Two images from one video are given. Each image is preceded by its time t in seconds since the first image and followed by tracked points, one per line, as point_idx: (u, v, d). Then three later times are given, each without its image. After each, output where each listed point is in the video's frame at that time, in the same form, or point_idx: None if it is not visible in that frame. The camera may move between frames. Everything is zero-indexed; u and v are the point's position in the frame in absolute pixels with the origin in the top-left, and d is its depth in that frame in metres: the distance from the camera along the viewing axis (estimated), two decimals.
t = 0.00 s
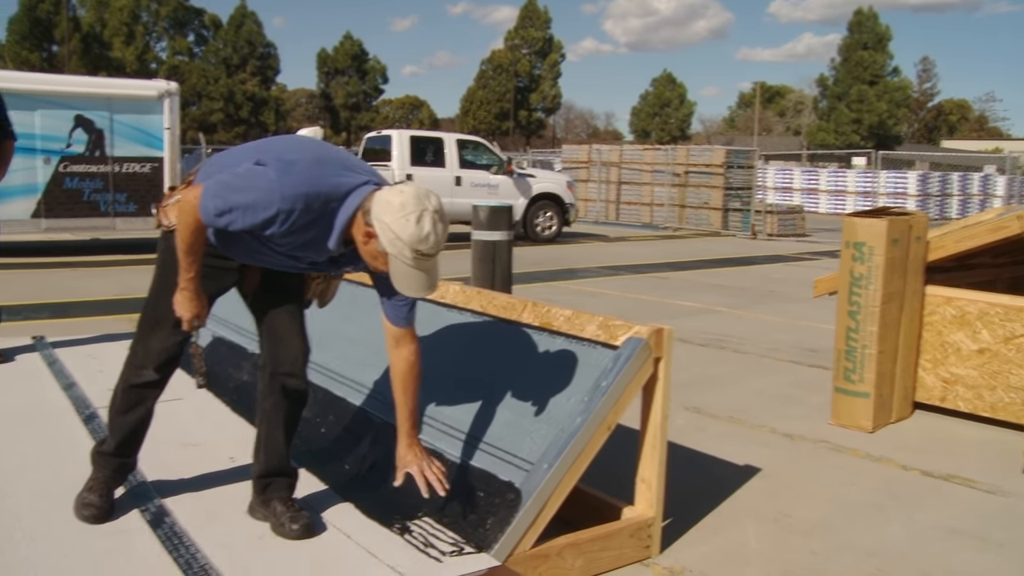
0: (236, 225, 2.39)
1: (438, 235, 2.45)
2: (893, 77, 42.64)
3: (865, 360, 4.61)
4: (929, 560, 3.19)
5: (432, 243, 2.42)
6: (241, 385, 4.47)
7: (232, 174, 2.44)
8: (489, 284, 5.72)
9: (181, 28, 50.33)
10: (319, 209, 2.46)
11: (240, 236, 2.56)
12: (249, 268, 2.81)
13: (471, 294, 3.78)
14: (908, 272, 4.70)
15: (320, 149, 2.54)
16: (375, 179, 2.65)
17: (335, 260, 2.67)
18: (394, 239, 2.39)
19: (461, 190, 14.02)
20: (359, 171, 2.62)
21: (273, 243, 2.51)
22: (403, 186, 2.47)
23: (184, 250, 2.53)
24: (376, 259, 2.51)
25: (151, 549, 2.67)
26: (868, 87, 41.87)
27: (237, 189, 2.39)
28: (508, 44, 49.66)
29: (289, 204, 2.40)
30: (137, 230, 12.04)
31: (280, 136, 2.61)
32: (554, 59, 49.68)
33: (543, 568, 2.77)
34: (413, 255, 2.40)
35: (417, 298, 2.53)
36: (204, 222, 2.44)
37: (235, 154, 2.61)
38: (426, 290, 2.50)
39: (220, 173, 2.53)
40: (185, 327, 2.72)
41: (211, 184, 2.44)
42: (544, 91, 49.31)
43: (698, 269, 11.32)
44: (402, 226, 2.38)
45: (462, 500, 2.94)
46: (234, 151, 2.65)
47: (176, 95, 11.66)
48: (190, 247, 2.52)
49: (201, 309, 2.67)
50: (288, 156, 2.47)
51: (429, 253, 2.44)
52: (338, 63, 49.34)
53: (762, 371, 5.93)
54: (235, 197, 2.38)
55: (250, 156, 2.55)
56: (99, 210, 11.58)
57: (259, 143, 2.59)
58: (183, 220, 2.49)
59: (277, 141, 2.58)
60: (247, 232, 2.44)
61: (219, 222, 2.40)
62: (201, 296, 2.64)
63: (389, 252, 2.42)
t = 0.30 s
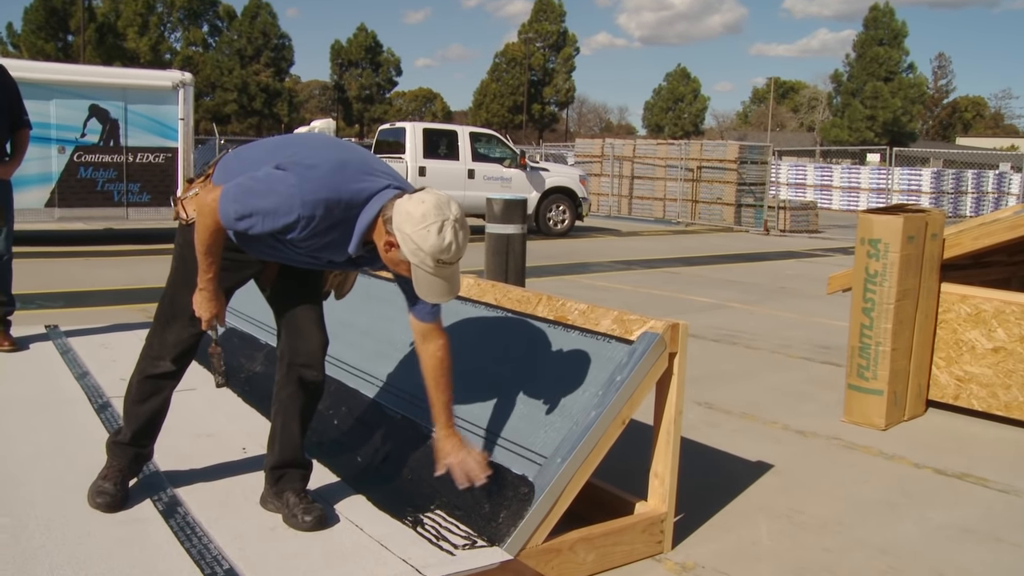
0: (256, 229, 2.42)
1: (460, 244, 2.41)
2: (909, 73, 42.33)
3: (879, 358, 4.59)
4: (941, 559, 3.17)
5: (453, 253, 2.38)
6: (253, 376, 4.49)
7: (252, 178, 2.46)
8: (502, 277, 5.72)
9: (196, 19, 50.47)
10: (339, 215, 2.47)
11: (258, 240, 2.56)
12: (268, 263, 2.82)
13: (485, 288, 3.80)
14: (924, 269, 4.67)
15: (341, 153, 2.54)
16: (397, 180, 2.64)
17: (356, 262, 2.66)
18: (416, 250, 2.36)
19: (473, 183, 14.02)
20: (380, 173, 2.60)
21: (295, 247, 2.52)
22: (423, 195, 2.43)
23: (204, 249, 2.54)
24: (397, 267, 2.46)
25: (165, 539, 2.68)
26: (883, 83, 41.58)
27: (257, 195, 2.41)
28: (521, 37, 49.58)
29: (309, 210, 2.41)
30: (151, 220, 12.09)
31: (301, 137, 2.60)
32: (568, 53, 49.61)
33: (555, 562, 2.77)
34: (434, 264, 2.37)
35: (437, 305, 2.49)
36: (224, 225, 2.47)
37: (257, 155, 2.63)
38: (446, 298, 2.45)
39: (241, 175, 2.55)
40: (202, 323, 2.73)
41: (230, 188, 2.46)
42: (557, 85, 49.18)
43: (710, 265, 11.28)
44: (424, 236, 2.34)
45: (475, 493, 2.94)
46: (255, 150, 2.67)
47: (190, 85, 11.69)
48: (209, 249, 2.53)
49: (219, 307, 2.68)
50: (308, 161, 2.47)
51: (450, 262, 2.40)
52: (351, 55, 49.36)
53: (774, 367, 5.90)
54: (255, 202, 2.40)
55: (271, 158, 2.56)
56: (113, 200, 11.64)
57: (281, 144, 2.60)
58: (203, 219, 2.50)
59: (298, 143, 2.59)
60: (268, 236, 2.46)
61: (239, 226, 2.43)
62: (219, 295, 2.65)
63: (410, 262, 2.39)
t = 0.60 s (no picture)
0: (253, 228, 2.41)
1: (459, 238, 2.43)
2: (906, 70, 42.35)
3: (876, 354, 4.58)
4: (938, 556, 3.17)
5: (452, 248, 2.41)
6: (249, 372, 4.48)
7: (248, 176, 2.44)
8: (499, 273, 5.71)
9: (192, 14, 50.35)
10: (339, 211, 2.46)
11: (255, 239, 2.54)
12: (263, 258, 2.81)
13: (482, 283, 3.77)
14: (921, 265, 4.66)
15: (337, 149, 2.52)
16: (395, 176, 2.63)
17: (354, 257, 2.66)
18: (415, 246, 2.37)
19: (470, 179, 14.01)
20: (377, 168, 2.59)
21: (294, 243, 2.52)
22: (422, 189, 2.42)
23: (200, 248, 2.53)
24: (396, 262, 2.47)
25: (160, 536, 2.67)
26: (880, 80, 41.58)
27: (254, 194, 2.39)
28: (518, 33, 49.50)
29: (307, 208, 2.40)
30: (147, 216, 12.06)
31: (297, 133, 2.59)
32: (565, 49, 49.60)
33: (551, 559, 2.77)
34: (434, 258, 2.40)
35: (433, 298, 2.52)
36: (220, 224, 2.45)
37: (252, 153, 2.61)
38: (443, 290, 2.50)
39: (236, 174, 2.54)
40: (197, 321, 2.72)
41: (226, 186, 2.44)
42: (554, 81, 49.16)
43: (706, 261, 11.28)
44: (423, 232, 2.35)
45: (471, 489, 2.94)
46: (251, 146, 2.65)
47: (186, 81, 11.65)
48: (204, 248, 2.52)
49: (215, 304, 2.67)
50: (304, 157, 2.46)
51: (449, 255, 2.42)
52: (348, 51, 49.25)
53: (770, 363, 5.90)
54: (252, 201, 2.39)
55: (267, 155, 2.55)
56: (109, 196, 11.61)
57: (277, 142, 2.59)
58: (200, 217, 2.49)
59: (294, 140, 2.57)
60: (265, 234, 2.45)
61: (236, 224, 2.41)
62: (215, 293, 2.65)
63: (410, 257, 2.40)
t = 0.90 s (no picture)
0: (251, 224, 2.39)
1: (457, 239, 2.41)
2: (908, 62, 42.21)
3: (878, 347, 4.57)
4: (940, 549, 3.16)
5: (450, 247, 2.39)
6: (250, 367, 4.47)
7: (246, 172, 2.42)
8: (500, 268, 5.70)
9: (192, 10, 50.26)
10: (337, 209, 2.44)
11: (253, 234, 2.53)
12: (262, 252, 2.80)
13: (482, 278, 3.78)
14: (922, 258, 4.64)
15: (336, 145, 2.51)
16: (395, 173, 2.61)
17: (352, 255, 2.64)
18: (413, 244, 2.35)
19: (471, 173, 13.99)
20: (377, 165, 2.58)
21: (291, 240, 2.50)
22: (421, 187, 2.41)
23: (196, 243, 2.52)
24: (393, 259, 2.45)
25: (161, 532, 2.66)
26: (881, 72, 41.45)
27: (252, 189, 2.38)
28: (519, 28, 49.41)
29: (305, 204, 2.39)
30: (147, 212, 12.05)
31: (297, 129, 2.57)
32: (565, 43, 49.67)
33: (552, 553, 2.76)
34: (431, 258, 2.38)
35: (431, 298, 2.51)
36: (218, 219, 2.44)
37: (251, 148, 2.59)
38: (440, 290, 2.48)
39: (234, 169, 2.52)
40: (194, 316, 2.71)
41: (224, 181, 2.43)
42: (555, 75, 49.02)
43: (708, 255, 11.25)
44: (420, 231, 2.33)
45: (472, 484, 2.93)
46: (251, 140, 2.64)
47: (185, 77, 11.66)
48: (201, 243, 2.51)
49: (213, 299, 2.66)
50: (303, 153, 2.44)
51: (446, 255, 2.40)
52: (348, 46, 49.17)
53: (772, 357, 5.89)
54: (250, 196, 2.38)
55: (266, 150, 2.53)
56: (109, 192, 11.60)
57: (276, 137, 2.57)
58: (196, 211, 2.47)
59: (294, 135, 2.55)
60: (263, 230, 2.44)
61: (234, 220, 2.40)
62: (212, 288, 2.64)
63: (407, 256, 2.38)
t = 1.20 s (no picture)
0: (247, 221, 2.39)
1: (451, 236, 2.40)
2: (908, 57, 42.16)
3: (878, 342, 4.57)
4: (941, 544, 3.15)
5: (444, 243, 2.37)
6: (250, 364, 4.47)
7: (242, 169, 2.42)
8: (499, 264, 5.69)
9: (191, 7, 50.19)
10: (331, 206, 2.43)
11: (251, 231, 2.54)
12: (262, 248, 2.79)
13: (482, 273, 3.74)
14: (922, 253, 4.64)
15: (332, 142, 2.50)
16: (392, 170, 2.60)
17: (350, 253, 2.64)
18: (406, 240, 2.33)
19: (471, 169, 13.98)
20: (373, 162, 2.56)
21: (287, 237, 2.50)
22: (417, 183, 2.39)
23: (195, 240, 2.52)
24: (387, 255, 2.44)
25: (160, 529, 2.66)
26: (882, 67, 41.41)
27: (247, 186, 2.38)
28: (518, 23, 49.40)
29: (300, 202, 2.38)
30: (147, 209, 12.03)
31: (294, 126, 2.57)
32: (565, 39, 50.29)
33: (552, 549, 2.76)
34: (424, 255, 2.36)
35: (425, 294, 2.51)
36: (215, 217, 2.44)
37: (248, 145, 2.59)
38: (433, 286, 2.47)
39: (232, 166, 2.52)
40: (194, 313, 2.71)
41: (220, 178, 2.43)
42: (556, 70, 48.81)
43: (708, 250, 11.25)
44: (414, 227, 2.32)
45: (472, 480, 2.93)
46: (249, 137, 2.64)
47: (185, 73, 11.63)
48: (199, 240, 2.51)
49: (212, 296, 2.66)
50: (299, 150, 2.43)
51: (440, 252, 2.39)
52: (348, 42, 49.14)
53: (772, 352, 5.89)
54: (246, 194, 2.38)
55: (263, 148, 2.53)
56: (109, 189, 11.59)
57: (273, 134, 2.57)
58: (194, 208, 2.47)
59: (291, 132, 2.55)
60: (260, 227, 2.44)
61: (230, 217, 2.40)
62: (211, 286, 2.63)
63: (400, 252, 2.37)
